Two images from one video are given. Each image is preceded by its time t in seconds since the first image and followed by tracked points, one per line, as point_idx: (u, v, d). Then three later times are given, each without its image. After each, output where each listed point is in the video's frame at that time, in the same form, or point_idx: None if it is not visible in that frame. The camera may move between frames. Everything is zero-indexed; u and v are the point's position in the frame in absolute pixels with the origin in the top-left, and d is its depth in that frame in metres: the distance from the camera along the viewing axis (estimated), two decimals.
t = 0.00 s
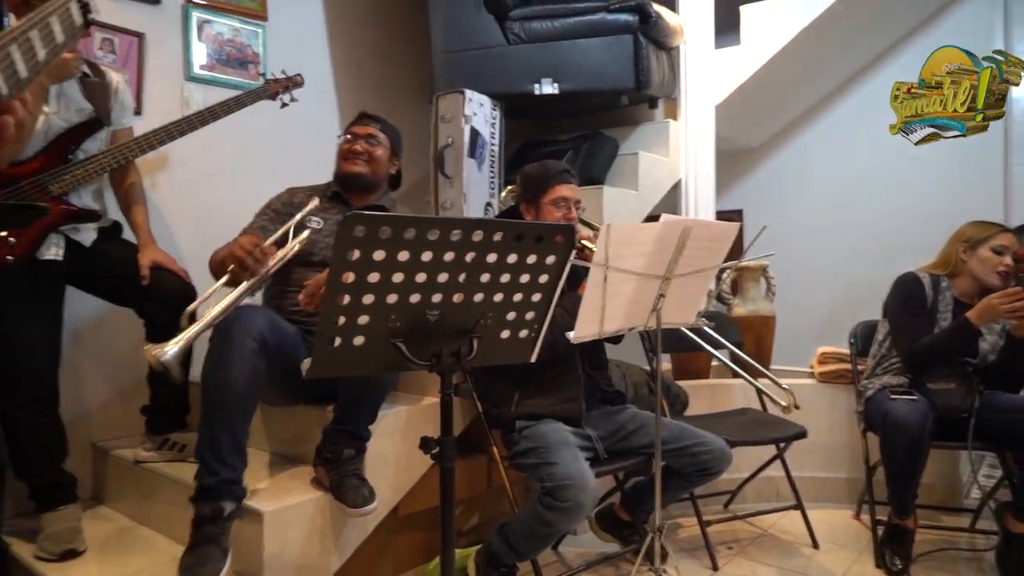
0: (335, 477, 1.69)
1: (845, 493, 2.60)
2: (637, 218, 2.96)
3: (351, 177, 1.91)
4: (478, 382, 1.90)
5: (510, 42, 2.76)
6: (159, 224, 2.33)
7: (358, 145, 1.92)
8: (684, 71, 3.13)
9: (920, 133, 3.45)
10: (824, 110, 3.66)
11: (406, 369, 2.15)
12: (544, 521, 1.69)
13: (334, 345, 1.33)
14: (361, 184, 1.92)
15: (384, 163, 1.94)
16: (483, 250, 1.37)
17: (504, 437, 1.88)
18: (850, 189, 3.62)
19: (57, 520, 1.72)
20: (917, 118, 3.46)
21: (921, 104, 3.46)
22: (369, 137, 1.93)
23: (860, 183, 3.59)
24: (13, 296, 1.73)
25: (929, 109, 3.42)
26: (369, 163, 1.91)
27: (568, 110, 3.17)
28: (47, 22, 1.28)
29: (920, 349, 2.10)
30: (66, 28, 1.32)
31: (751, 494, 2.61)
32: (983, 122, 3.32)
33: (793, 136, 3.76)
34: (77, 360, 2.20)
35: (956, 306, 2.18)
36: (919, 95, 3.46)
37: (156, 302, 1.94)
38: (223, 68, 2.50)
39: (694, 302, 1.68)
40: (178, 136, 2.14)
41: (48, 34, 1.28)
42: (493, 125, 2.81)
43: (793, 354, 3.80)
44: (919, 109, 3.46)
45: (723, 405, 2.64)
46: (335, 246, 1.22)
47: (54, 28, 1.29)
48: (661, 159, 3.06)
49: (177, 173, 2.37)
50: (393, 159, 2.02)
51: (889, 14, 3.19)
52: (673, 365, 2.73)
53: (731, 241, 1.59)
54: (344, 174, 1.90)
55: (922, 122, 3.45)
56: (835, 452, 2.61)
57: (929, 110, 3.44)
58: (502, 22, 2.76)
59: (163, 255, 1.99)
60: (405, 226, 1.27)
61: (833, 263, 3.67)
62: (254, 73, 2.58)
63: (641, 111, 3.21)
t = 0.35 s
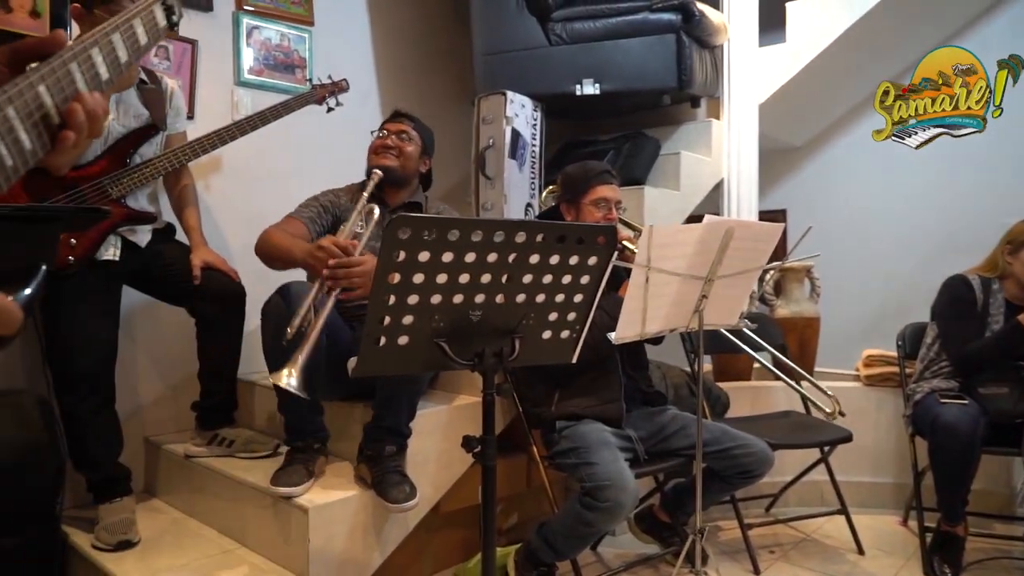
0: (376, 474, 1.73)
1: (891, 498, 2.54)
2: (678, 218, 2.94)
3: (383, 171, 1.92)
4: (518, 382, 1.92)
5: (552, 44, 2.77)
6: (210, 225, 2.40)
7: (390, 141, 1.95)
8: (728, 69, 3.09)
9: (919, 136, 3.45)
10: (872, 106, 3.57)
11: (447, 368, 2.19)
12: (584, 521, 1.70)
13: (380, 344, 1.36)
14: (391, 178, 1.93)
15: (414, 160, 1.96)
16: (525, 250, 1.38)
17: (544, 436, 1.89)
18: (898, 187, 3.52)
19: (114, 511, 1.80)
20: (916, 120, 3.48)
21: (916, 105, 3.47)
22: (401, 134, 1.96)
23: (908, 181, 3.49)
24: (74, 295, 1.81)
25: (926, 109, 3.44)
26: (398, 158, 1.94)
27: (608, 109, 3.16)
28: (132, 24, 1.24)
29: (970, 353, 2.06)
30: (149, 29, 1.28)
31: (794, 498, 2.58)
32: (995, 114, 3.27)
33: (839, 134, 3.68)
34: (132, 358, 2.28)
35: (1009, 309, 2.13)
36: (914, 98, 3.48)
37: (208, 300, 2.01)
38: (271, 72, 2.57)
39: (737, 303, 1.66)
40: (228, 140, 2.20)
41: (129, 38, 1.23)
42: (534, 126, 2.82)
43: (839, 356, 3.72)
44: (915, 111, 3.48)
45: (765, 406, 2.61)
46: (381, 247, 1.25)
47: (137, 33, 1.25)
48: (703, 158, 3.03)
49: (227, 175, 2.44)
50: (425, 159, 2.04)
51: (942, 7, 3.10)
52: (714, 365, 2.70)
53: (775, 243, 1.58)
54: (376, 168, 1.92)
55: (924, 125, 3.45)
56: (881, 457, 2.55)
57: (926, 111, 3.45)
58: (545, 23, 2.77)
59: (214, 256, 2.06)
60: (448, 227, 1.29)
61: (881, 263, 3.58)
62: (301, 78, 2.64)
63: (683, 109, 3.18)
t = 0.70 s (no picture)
0: (383, 475, 1.72)
1: (897, 499, 2.54)
2: (684, 218, 2.93)
3: (360, 172, 1.94)
4: (525, 382, 1.92)
5: (559, 43, 2.77)
6: (215, 224, 2.40)
7: (365, 139, 1.95)
8: (734, 69, 3.09)
9: (935, 134, 3.20)
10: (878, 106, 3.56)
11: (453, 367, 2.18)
12: (592, 520, 1.69)
13: (389, 343, 1.35)
14: (368, 179, 1.94)
15: (392, 156, 1.93)
16: (535, 249, 1.38)
17: (551, 436, 1.88)
18: (904, 187, 3.52)
19: (119, 510, 1.79)
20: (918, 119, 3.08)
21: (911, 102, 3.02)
22: (375, 132, 1.96)
23: (914, 181, 3.48)
24: (80, 293, 1.80)
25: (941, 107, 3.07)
26: (368, 156, 1.92)
27: (614, 109, 3.16)
28: (141, 13, 1.03)
29: (978, 353, 2.06)
30: (162, 22, 1.07)
31: (799, 498, 2.57)
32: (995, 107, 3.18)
33: (845, 134, 3.68)
34: (136, 357, 2.28)
35: (1017, 309, 2.12)
36: (925, 94, 3.02)
37: (214, 299, 2.01)
38: (277, 71, 2.56)
39: (746, 303, 1.66)
40: (235, 139, 2.20)
41: (141, 28, 1.03)
42: (540, 125, 2.82)
43: (844, 358, 3.71)
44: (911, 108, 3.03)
45: (771, 406, 2.61)
46: (392, 244, 1.24)
47: (150, 23, 1.05)
48: (708, 157, 3.03)
49: (233, 174, 2.43)
50: (407, 153, 1.96)
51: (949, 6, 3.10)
52: (719, 365, 2.70)
53: (785, 242, 1.57)
54: (353, 170, 1.95)
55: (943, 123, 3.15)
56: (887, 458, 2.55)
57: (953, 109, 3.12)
58: (551, 22, 2.77)
59: (220, 255, 2.06)
60: (460, 226, 1.28)
61: (885, 263, 3.58)
62: (307, 77, 2.64)
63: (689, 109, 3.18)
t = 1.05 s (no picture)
0: (384, 474, 1.71)
1: (901, 499, 2.53)
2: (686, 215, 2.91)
3: (362, 172, 1.92)
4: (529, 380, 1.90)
5: (561, 40, 2.76)
6: (216, 221, 2.38)
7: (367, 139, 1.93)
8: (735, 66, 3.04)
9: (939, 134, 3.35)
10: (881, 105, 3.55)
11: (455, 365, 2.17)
12: (595, 519, 1.68)
13: (392, 340, 1.34)
14: (372, 179, 1.92)
15: (395, 154, 1.92)
16: (540, 245, 1.36)
17: (554, 435, 1.87)
18: (905, 187, 3.51)
19: (118, 509, 1.77)
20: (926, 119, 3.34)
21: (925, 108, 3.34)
22: (378, 132, 1.93)
23: (916, 180, 3.47)
24: (80, 290, 1.79)
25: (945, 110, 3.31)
26: (373, 157, 1.90)
27: (616, 106, 3.14)
28: None
29: (982, 353, 2.05)
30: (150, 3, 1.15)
31: (803, 498, 2.56)
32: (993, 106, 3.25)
33: (847, 133, 3.67)
34: (136, 354, 2.26)
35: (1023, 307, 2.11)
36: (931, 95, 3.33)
37: (215, 297, 1.99)
38: (277, 68, 2.55)
39: (752, 300, 1.65)
40: (235, 136, 2.18)
41: (129, 10, 1.13)
42: (541, 123, 2.81)
43: (846, 358, 3.70)
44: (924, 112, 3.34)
45: (774, 406, 2.60)
46: (397, 239, 1.23)
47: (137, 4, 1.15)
48: (711, 155, 3.01)
49: (233, 171, 2.42)
50: (411, 153, 1.95)
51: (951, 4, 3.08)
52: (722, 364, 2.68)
53: (791, 239, 1.56)
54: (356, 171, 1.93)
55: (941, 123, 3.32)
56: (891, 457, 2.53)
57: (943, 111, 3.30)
58: (553, 19, 2.76)
59: (220, 252, 2.04)
60: (465, 221, 1.26)
61: (887, 262, 3.57)
62: (308, 74, 2.63)
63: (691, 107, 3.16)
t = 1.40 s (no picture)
0: (387, 472, 1.70)
1: (903, 498, 2.52)
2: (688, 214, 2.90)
3: (381, 177, 1.90)
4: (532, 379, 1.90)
5: (562, 38, 2.75)
6: (217, 219, 2.37)
7: (387, 143, 1.89)
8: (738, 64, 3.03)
9: (943, 135, 3.17)
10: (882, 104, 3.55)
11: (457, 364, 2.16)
12: (598, 518, 1.67)
13: (397, 337, 1.33)
14: (391, 184, 1.91)
15: (413, 158, 1.92)
16: (545, 241, 1.36)
17: (557, 433, 1.86)
18: (907, 186, 3.50)
19: (119, 508, 1.76)
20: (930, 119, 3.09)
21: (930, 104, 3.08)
22: (398, 135, 1.90)
23: (918, 179, 3.47)
24: (81, 287, 1.78)
25: (946, 106, 3.08)
26: (396, 163, 1.90)
27: (617, 105, 3.14)
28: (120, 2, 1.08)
29: (986, 351, 2.05)
30: (137, 10, 1.12)
31: (805, 497, 2.56)
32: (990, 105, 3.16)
33: (849, 132, 3.67)
34: (137, 353, 2.25)
35: None
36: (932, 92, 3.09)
37: (216, 295, 1.98)
38: (279, 65, 2.54)
39: (757, 297, 1.64)
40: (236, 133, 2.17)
41: (121, 15, 1.08)
42: (543, 121, 2.80)
43: (847, 358, 3.69)
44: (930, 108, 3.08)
45: (777, 405, 2.59)
46: (402, 235, 1.22)
47: (127, 12, 1.10)
48: (712, 154, 3.01)
49: (235, 168, 2.41)
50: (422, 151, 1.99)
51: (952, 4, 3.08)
52: (724, 363, 2.68)
53: (796, 236, 1.55)
54: (374, 175, 1.89)
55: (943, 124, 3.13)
56: (893, 457, 2.53)
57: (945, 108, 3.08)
58: (555, 17, 2.75)
59: (222, 250, 2.04)
60: (470, 217, 1.26)
61: (888, 261, 3.57)
62: (309, 71, 2.62)
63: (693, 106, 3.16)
